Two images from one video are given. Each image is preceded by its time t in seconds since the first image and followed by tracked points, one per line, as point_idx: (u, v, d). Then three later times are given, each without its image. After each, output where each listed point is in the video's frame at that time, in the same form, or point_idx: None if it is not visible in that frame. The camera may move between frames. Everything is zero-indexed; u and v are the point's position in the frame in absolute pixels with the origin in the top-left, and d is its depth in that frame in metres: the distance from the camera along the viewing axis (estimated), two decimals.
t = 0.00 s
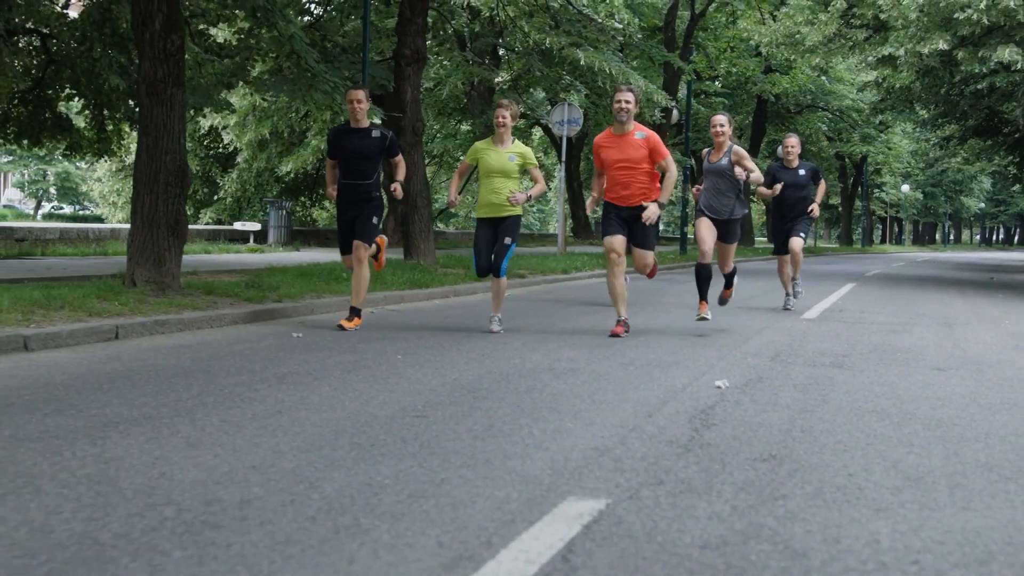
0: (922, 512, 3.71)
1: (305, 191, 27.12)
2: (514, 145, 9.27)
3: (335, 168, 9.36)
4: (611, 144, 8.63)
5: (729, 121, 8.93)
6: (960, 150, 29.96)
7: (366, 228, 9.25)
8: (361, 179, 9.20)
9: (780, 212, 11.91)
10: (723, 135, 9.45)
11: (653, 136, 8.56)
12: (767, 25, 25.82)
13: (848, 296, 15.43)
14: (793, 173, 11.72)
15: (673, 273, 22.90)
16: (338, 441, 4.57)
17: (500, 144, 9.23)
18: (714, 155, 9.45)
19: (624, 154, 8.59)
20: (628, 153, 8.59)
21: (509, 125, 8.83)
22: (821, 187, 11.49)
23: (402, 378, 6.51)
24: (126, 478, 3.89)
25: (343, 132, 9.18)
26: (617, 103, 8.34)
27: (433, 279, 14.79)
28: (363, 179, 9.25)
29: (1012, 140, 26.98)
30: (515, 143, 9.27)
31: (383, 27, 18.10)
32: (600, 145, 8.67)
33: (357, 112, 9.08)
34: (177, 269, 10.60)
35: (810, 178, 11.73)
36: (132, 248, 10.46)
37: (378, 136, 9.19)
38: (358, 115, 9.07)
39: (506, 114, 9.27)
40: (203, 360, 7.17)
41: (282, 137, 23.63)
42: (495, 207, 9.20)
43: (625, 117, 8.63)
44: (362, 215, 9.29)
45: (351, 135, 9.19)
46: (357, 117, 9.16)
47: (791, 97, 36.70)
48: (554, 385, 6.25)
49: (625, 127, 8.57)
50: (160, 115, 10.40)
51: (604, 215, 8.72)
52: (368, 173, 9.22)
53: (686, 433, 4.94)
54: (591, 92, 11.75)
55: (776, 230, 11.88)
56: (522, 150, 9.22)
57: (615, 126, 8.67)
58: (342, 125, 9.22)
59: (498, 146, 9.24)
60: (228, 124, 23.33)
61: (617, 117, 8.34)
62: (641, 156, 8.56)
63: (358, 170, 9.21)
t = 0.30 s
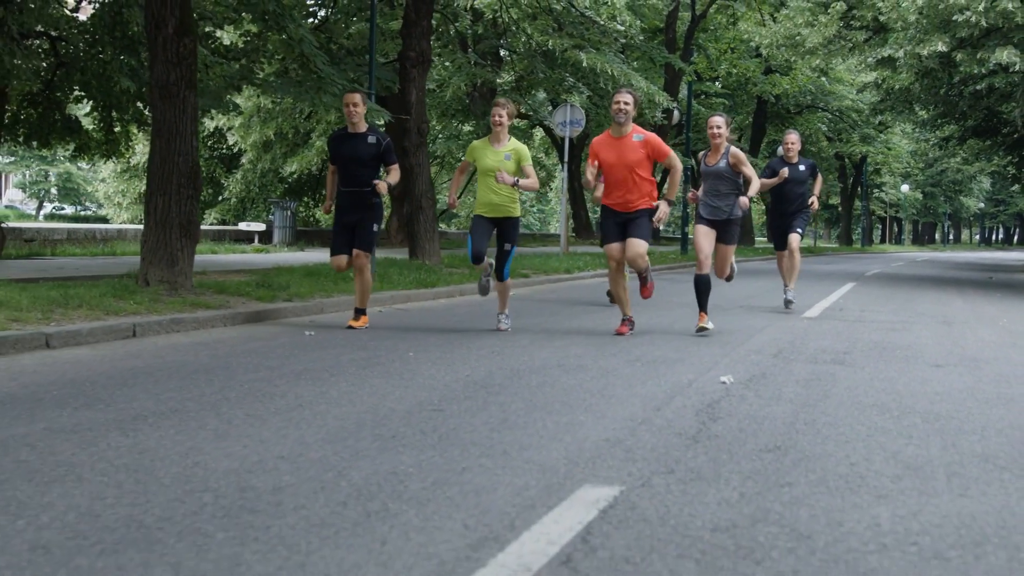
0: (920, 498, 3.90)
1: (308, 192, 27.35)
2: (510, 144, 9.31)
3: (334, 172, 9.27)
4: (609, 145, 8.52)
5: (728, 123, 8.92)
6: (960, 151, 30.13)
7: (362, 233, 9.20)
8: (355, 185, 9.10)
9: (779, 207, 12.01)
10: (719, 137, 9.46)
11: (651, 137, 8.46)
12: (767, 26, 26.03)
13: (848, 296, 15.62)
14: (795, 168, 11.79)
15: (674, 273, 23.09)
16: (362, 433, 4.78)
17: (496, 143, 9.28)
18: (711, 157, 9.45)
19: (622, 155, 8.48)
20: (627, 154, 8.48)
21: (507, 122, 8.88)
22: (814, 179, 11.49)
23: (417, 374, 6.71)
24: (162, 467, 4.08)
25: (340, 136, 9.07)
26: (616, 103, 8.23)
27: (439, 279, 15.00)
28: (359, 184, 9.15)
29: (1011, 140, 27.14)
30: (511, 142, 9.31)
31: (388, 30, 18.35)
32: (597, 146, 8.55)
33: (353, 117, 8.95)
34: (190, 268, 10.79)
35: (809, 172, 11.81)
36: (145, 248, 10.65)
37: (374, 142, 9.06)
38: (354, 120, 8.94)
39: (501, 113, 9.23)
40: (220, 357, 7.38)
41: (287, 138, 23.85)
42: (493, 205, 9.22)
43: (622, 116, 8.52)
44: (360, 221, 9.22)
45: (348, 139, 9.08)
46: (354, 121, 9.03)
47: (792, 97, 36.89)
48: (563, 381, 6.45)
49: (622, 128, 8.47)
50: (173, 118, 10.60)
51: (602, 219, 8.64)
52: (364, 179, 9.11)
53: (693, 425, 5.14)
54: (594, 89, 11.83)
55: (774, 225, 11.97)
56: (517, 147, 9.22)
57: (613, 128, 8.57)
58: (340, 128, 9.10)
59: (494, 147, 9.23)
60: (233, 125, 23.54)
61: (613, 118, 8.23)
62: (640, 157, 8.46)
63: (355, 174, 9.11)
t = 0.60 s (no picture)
0: (919, 486, 4.09)
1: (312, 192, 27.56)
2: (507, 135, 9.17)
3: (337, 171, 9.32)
4: (611, 140, 8.69)
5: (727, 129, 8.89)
6: (959, 151, 30.31)
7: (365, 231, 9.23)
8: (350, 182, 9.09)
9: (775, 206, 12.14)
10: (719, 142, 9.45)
11: (653, 131, 8.62)
12: (768, 28, 26.24)
13: (848, 295, 15.82)
14: (794, 169, 11.93)
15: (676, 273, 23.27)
16: (383, 425, 4.97)
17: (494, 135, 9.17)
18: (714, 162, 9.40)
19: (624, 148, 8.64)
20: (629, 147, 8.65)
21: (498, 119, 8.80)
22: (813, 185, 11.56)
23: (431, 371, 6.90)
24: (196, 456, 4.29)
25: (337, 136, 9.13)
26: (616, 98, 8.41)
27: (445, 278, 15.20)
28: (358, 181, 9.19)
29: (1010, 141, 27.33)
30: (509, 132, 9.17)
31: (394, 32, 18.56)
32: (598, 140, 8.70)
33: (349, 114, 9.01)
34: (202, 267, 10.99)
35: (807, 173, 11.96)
36: (157, 249, 10.84)
37: (369, 139, 9.09)
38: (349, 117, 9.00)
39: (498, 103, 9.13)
40: (238, 354, 7.58)
41: (292, 139, 24.05)
42: (490, 197, 9.27)
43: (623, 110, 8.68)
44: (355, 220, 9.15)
45: (346, 138, 9.14)
46: (351, 119, 9.09)
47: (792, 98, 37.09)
48: (573, 377, 6.64)
49: (624, 123, 8.63)
50: (185, 120, 10.78)
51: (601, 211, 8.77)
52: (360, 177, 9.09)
53: (701, 419, 5.33)
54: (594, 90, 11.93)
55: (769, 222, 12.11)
56: (512, 139, 9.09)
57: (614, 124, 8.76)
58: (339, 128, 9.17)
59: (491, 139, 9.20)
60: (239, 126, 23.75)
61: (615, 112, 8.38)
62: (642, 149, 8.62)
63: (354, 174, 9.15)
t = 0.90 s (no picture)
0: (919, 476, 4.28)
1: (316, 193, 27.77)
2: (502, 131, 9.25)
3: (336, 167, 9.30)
4: (614, 134, 8.49)
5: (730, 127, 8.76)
6: (958, 152, 30.50)
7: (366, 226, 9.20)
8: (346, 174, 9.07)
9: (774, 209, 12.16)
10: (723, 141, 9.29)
11: (656, 127, 8.46)
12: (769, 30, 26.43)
13: (849, 295, 16.00)
14: (794, 175, 11.91)
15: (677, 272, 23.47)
16: (402, 418, 5.16)
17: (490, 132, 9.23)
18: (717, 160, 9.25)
19: (627, 144, 8.47)
20: (632, 143, 8.48)
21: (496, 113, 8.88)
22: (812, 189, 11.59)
23: (443, 368, 7.09)
24: (227, 446, 4.48)
25: (334, 132, 9.14)
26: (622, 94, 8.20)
27: (451, 277, 15.41)
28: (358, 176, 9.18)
29: (1009, 143, 27.52)
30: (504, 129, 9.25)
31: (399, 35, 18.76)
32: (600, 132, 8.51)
33: (344, 109, 9.03)
34: (214, 267, 11.18)
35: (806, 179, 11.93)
36: (170, 248, 11.03)
37: (364, 131, 9.08)
38: (344, 111, 9.02)
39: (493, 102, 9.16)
40: (253, 352, 7.77)
41: (296, 141, 24.26)
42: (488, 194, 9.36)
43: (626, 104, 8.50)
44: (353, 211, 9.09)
45: (342, 134, 9.15)
46: (347, 115, 9.12)
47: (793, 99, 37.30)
48: (582, 373, 6.83)
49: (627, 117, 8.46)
50: (198, 122, 10.98)
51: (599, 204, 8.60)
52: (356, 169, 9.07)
53: (708, 413, 5.52)
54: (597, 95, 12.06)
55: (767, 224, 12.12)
56: (509, 135, 9.19)
57: (615, 116, 8.56)
58: (336, 125, 9.18)
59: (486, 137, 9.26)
60: (245, 127, 23.98)
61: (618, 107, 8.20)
62: (645, 146, 8.47)
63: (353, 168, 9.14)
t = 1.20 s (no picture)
0: (918, 465, 4.48)
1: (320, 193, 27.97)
2: (498, 132, 9.29)
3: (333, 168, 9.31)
4: (614, 133, 8.49)
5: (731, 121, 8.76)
6: (958, 152, 30.69)
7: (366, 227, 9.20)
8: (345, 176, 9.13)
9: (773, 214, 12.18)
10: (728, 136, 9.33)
11: (656, 129, 8.50)
12: (769, 31, 26.63)
13: (850, 295, 16.18)
14: (791, 177, 11.87)
15: (678, 272, 23.67)
16: (421, 411, 5.35)
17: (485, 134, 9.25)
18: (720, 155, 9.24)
19: (628, 143, 8.47)
20: (632, 143, 8.49)
21: (493, 113, 8.92)
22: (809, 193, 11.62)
23: (455, 364, 7.29)
24: (256, 437, 4.67)
25: (330, 132, 9.15)
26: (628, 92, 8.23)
27: (455, 277, 15.62)
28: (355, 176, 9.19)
29: (1008, 143, 27.72)
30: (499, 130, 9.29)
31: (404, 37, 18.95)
32: (600, 132, 8.50)
33: (340, 107, 9.04)
34: (225, 267, 11.37)
35: (803, 185, 11.89)
36: (183, 248, 11.23)
37: (360, 130, 9.10)
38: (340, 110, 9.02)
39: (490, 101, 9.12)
40: (268, 350, 7.97)
41: (301, 142, 24.45)
42: (487, 195, 9.31)
43: (626, 104, 8.51)
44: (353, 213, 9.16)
45: (338, 133, 9.16)
46: (342, 114, 9.13)
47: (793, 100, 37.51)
48: (590, 370, 7.02)
49: (629, 117, 8.48)
50: (209, 125, 11.17)
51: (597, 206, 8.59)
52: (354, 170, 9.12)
53: (714, 406, 5.72)
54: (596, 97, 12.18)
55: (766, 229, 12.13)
56: (505, 136, 9.21)
57: (615, 116, 8.57)
58: (332, 125, 9.19)
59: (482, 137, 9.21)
60: (250, 128, 24.18)
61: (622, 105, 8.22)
62: (645, 147, 8.49)
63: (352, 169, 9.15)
